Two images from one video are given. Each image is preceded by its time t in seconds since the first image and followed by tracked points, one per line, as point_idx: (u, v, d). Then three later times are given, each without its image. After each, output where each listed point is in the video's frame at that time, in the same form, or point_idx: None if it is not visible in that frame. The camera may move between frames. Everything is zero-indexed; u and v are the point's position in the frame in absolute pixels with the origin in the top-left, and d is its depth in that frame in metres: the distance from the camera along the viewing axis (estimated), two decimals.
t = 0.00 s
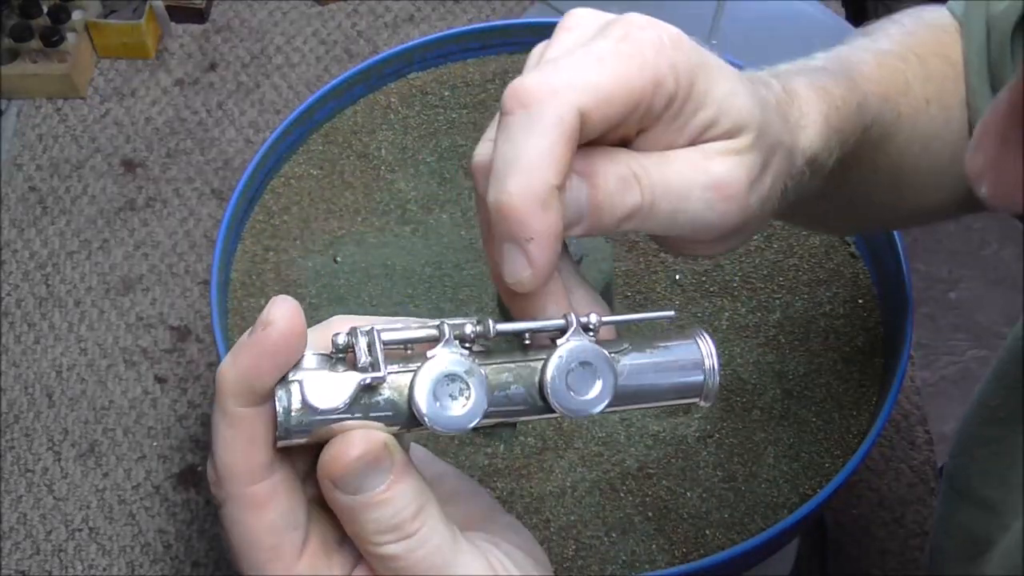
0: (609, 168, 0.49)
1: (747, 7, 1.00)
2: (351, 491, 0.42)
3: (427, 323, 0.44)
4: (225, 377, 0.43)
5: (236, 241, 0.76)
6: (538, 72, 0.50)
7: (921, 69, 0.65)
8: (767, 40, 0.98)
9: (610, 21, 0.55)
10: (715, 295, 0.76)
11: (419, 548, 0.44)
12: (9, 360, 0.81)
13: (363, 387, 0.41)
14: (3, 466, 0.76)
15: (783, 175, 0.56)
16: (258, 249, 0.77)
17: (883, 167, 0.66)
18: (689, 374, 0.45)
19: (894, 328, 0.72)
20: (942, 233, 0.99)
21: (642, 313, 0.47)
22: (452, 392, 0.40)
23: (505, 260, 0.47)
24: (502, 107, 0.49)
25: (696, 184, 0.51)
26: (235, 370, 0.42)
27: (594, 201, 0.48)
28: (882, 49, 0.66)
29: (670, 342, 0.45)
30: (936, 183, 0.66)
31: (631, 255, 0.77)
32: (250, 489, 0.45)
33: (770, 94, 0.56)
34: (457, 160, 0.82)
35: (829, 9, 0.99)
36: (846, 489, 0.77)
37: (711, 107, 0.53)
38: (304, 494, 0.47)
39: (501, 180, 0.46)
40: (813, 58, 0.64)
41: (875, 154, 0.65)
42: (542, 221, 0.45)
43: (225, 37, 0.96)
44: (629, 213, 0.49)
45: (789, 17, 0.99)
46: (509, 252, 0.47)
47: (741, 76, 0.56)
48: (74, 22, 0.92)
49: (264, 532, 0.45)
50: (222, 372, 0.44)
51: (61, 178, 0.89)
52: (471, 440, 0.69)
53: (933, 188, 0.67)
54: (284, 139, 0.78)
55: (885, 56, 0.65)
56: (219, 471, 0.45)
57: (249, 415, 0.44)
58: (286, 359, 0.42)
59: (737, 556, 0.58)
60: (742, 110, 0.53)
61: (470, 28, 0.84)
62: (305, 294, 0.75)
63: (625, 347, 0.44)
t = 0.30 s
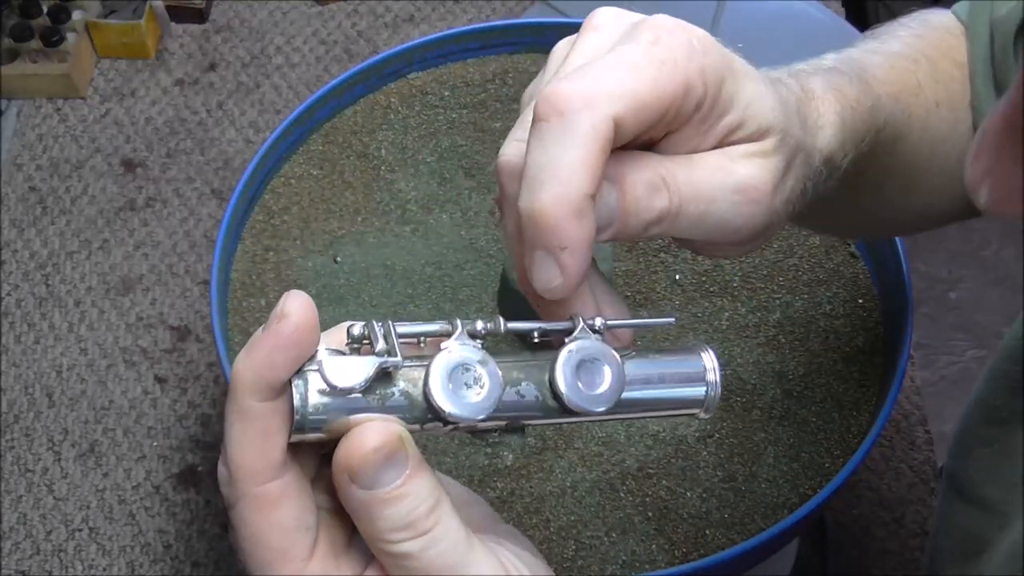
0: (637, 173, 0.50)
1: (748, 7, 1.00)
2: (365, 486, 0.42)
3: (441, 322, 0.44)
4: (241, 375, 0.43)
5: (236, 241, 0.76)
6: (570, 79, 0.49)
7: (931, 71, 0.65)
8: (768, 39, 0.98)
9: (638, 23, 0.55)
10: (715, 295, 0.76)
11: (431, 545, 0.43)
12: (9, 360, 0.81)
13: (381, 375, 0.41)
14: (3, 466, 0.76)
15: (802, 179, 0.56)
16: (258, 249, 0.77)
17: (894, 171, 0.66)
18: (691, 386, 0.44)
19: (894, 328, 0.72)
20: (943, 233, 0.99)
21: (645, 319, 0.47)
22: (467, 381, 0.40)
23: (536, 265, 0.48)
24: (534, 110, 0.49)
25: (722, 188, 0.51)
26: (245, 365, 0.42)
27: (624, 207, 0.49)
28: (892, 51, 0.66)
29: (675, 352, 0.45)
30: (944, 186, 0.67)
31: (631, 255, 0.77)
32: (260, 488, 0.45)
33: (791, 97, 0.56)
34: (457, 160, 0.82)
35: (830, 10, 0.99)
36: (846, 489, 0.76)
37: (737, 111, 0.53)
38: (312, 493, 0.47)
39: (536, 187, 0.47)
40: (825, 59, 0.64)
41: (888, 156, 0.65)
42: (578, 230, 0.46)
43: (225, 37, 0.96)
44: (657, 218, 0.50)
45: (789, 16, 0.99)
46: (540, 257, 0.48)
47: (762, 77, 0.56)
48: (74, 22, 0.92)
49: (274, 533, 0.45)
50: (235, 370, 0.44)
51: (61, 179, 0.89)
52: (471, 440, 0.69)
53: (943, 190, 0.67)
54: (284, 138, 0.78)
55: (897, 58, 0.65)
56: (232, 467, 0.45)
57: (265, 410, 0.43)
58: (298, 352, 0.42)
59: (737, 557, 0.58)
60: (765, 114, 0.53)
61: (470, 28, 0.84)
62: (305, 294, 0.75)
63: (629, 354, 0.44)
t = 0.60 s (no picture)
0: (584, 249, 0.46)
1: (749, 7, 1.00)
2: (351, 454, 0.41)
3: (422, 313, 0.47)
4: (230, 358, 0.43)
5: (236, 240, 0.76)
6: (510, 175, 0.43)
7: (919, 56, 0.60)
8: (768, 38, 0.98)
9: (595, 74, 0.48)
10: (715, 295, 0.76)
11: (425, 513, 0.41)
12: (9, 360, 0.81)
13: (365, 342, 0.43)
14: (2, 466, 0.76)
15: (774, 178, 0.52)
16: (258, 249, 0.77)
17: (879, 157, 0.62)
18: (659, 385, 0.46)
19: (894, 328, 0.72)
20: (943, 233, 0.99)
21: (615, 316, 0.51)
22: (447, 351, 0.43)
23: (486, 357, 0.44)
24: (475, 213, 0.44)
25: (678, 248, 0.47)
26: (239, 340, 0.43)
27: (569, 283, 0.46)
28: (880, 34, 0.61)
29: (637, 355, 0.46)
30: (926, 175, 0.63)
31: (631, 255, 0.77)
32: (250, 466, 0.44)
33: (763, 96, 0.51)
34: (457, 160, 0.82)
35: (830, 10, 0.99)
36: (846, 489, 0.76)
37: (694, 164, 0.48)
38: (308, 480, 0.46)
39: (475, 296, 0.43)
40: (811, 36, 0.59)
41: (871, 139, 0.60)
42: (517, 336, 0.42)
43: (225, 37, 0.96)
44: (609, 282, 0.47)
45: (790, 15, 0.99)
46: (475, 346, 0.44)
47: (734, 101, 0.50)
48: (74, 22, 0.92)
49: (267, 510, 0.44)
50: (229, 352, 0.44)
51: (61, 179, 0.89)
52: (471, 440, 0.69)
53: (924, 180, 0.63)
54: (284, 139, 0.78)
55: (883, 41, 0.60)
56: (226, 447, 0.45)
57: (256, 387, 0.43)
58: (288, 333, 0.43)
59: (737, 557, 0.58)
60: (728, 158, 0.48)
61: (470, 28, 0.84)
62: (305, 294, 0.75)
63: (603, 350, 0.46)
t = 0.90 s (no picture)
0: (555, 273, 0.48)
1: (749, 7, 1.00)
2: (345, 474, 0.42)
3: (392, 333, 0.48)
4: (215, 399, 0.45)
5: (236, 241, 0.76)
6: (503, 193, 0.45)
7: (919, 76, 0.61)
8: (768, 38, 0.98)
9: (594, 95, 0.50)
10: (715, 295, 0.76)
11: (425, 520, 0.43)
12: (9, 360, 0.81)
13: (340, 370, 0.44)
14: (2, 466, 0.76)
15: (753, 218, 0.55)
16: (258, 249, 0.77)
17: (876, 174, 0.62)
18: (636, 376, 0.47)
19: (894, 328, 0.72)
20: (943, 233, 0.99)
21: (580, 312, 0.51)
22: (420, 369, 0.44)
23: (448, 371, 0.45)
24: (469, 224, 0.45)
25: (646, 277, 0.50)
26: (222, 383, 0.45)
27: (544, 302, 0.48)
28: (880, 56, 0.62)
29: (615, 347, 0.48)
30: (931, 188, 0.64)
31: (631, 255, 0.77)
32: (251, 499, 0.45)
33: (754, 137, 0.53)
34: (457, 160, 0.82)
35: (830, 10, 0.99)
36: (846, 489, 0.76)
37: (677, 198, 0.50)
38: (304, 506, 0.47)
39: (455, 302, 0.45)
40: (811, 62, 0.60)
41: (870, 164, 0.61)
42: (490, 348, 0.44)
43: (225, 37, 0.96)
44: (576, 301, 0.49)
45: (790, 16, 0.99)
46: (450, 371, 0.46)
47: (726, 139, 0.52)
48: (74, 22, 0.92)
49: (272, 540, 0.45)
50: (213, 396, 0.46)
51: (61, 178, 0.89)
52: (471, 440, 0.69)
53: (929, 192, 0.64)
54: (284, 139, 0.78)
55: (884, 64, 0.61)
56: (224, 488, 0.45)
57: (243, 426, 0.45)
58: (268, 369, 0.45)
59: (737, 557, 0.58)
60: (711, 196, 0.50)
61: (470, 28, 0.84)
62: (305, 294, 0.75)
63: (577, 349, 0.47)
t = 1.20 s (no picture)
0: (569, 249, 0.50)
1: (749, 7, 1.00)
2: (357, 485, 0.42)
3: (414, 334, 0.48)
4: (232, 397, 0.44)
5: (236, 241, 0.76)
6: (490, 173, 0.48)
7: (922, 77, 0.60)
8: (768, 38, 0.98)
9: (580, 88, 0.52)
10: (715, 295, 0.76)
11: (433, 534, 0.43)
12: (9, 360, 0.81)
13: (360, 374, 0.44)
14: (2, 466, 0.76)
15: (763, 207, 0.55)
16: (258, 249, 0.77)
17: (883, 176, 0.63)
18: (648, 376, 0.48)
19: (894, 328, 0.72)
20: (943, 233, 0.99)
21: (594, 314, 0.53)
22: (442, 373, 0.44)
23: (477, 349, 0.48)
24: (455, 206, 0.48)
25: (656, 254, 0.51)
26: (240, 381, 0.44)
27: (554, 278, 0.50)
28: (885, 57, 0.62)
29: (628, 348, 0.48)
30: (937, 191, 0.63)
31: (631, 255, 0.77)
32: (263, 504, 0.45)
33: (754, 124, 0.54)
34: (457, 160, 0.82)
35: (831, 10, 0.99)
36: (846, 489, 0.76)
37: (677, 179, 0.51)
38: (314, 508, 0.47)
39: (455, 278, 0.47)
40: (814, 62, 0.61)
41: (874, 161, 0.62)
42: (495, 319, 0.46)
43: (225, 37, 0.96)
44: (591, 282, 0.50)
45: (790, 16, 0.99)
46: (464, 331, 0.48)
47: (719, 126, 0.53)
48: (74, 22, 0.92)
49: (282, 543, 0.45)
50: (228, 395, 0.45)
51: (61, 179, 0.89)
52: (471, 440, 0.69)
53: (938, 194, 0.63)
54: (283, 138, 0.78)
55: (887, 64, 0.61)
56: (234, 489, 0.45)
57: (259, 429, 0.44)
58: (288, 372, 0.44)
59: (737, 556, 0.58)
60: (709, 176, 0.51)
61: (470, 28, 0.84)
62: (305, 294, 0.75)
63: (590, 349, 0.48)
